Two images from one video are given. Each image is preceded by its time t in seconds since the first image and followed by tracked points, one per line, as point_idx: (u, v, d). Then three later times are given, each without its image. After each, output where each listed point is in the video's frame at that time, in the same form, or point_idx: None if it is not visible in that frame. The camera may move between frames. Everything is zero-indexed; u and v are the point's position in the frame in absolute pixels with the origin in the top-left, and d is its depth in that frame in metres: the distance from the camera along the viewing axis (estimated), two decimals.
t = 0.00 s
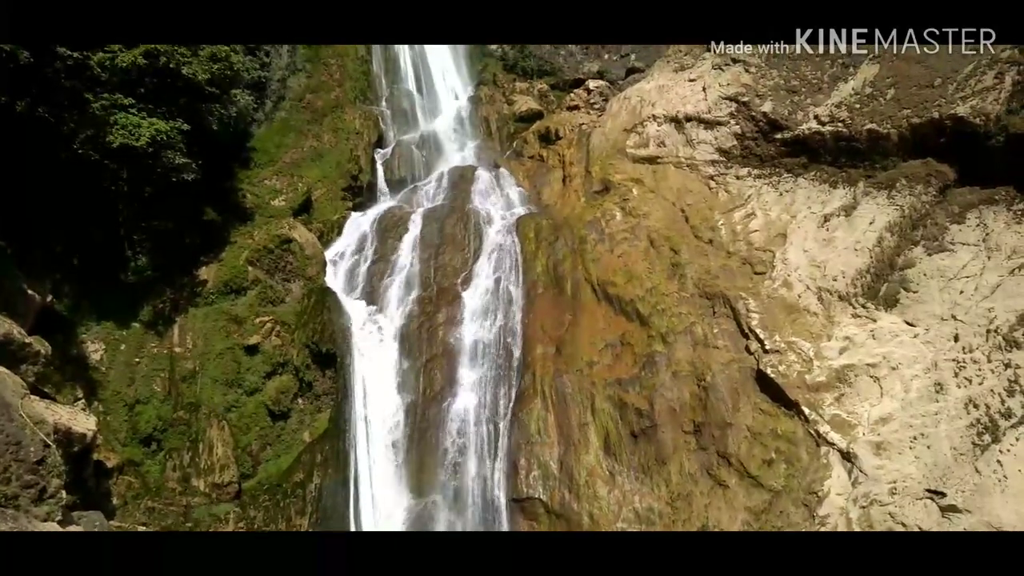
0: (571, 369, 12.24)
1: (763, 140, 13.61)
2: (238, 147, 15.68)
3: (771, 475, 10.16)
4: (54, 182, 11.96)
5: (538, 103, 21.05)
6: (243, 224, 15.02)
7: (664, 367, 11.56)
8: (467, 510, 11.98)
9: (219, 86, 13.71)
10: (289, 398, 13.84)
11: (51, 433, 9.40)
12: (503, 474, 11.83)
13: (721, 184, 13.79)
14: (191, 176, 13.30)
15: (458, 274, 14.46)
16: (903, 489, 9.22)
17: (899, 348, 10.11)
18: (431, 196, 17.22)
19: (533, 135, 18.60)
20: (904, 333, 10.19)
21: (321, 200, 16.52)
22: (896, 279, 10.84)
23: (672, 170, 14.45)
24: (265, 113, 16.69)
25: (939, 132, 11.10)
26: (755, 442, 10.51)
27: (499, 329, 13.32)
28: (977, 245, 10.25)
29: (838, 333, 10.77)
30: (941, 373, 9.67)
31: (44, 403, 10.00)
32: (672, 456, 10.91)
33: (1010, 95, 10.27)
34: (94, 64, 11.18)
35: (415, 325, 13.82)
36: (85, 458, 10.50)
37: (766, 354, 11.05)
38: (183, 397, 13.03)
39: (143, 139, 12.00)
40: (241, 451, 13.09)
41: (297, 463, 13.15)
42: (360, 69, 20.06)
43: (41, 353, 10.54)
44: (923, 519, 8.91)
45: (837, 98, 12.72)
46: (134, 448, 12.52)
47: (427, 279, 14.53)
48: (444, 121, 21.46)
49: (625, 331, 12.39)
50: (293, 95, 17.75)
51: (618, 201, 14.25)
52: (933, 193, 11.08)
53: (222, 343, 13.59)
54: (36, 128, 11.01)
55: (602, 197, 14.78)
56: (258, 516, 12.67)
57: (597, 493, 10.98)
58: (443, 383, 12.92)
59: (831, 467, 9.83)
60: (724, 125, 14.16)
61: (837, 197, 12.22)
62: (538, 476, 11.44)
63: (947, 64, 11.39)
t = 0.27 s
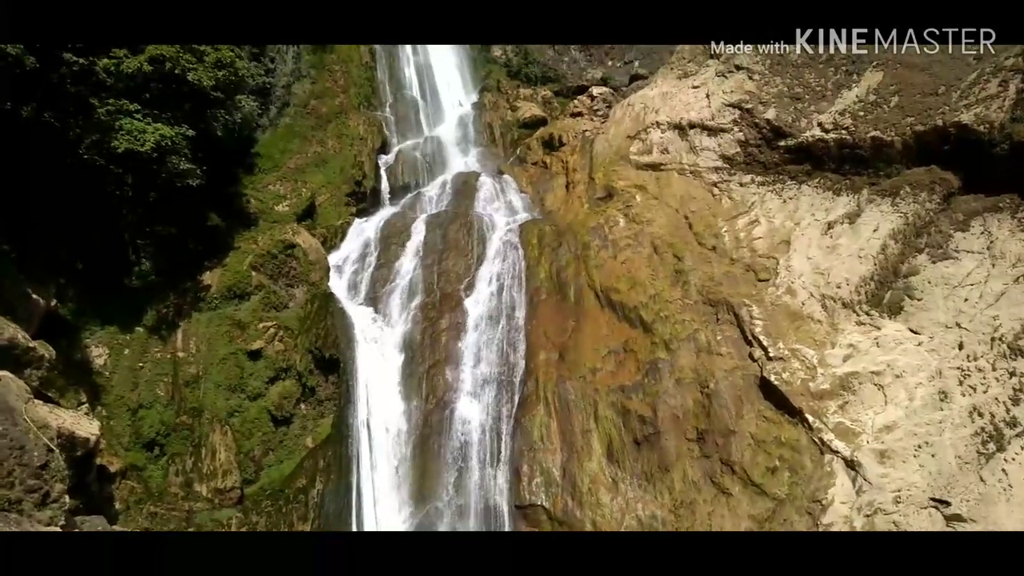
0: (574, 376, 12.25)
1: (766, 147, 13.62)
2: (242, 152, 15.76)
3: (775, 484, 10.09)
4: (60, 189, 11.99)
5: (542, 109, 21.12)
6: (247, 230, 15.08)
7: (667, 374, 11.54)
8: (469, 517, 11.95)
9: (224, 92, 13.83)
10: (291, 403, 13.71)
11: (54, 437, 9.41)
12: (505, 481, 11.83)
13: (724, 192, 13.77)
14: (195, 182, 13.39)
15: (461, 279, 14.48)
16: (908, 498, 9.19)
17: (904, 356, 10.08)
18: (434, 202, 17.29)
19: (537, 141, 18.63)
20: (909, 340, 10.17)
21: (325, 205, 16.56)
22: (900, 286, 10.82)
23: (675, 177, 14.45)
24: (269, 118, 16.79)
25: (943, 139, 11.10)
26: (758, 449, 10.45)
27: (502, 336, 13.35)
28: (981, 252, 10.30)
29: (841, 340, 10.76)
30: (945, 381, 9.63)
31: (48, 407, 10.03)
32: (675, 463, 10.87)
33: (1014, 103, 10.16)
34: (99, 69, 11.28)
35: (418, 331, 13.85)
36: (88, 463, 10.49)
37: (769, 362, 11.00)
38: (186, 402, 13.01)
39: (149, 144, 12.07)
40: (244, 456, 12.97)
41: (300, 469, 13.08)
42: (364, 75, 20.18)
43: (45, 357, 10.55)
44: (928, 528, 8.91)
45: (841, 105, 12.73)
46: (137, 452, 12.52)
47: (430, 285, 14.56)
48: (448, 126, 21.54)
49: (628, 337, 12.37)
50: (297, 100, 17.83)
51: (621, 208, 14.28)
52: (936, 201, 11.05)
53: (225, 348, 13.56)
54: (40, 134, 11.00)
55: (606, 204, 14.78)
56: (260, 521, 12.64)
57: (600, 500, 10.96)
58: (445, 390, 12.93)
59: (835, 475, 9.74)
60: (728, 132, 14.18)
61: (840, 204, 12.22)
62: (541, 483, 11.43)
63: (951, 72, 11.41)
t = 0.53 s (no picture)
0: (575, 383, 12.21)
1: (766, 152, 13.64)
2: (243, 160, 15.83)
3: (775, 490, 10.06)
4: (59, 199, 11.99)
5: (542, 116, 21.21)
6: (247, 237, 15.12)
7: (668, 381, 11.51)
8: (468, 524, 11.95)
9: (225, 99, 13.89)
10: (292, 411, 13.80)
11: (54, 445, 9.39)
12: (505, 488, 11.81)
13: (724, 198, 13.82)
14: (196, 190, 13.48)
15: (461, 286, 14.47)
16: (910, 503, 9.07)
17: (904, 361, 10.07)
18: (435, 208, 17.24)
19: (537, 148, 18.70)
20: (909, 346, 10.16)
21: (325, 213, 16.59)
22: (900, 291, 10.82)
23: (675, 183, 14.48)
24: (269, 126, 16.93)
25: (941, 145, 11.07)
26: (759, 456, 10.44)
27: (501, 342, 13.35)
28: (981, 258, 10.21)
29: (842, 346, 10.77)
30: (946, 387, 9.56)
31: (47, 416, 10.00)
32: (676, 470, 10.82)
33: (1013, 108, 10.15)
34: (101, 78, 11.33)
35: (419, 338, 13.83)
36: (89, 471, 10.45)
37: (770, 368, 11.00)
38: (186, 410, 12.98)
39: (149, 152, 12.15)
40: (243, 464, 13.04)
41: (300, 476, 13.03)
42: (364, 83, 20.19)
43: (44, 366, 10.57)
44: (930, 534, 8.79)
45: (840, 111, 12.77)
46: (137, 461, 12.31)
47: (430, 291, 14.54)
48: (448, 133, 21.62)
49: (628, 343, 12.35)
50: (297, 108, 17.92)
51: (621, 214, 14.31)
52: (936, 206, 11.09)
53: (225, 355, 13.65)
54: (41, 144, 10.85)
55: (605, 211, 14.81)
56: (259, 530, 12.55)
57: (601, 508, 10.89)
58: (446, 396, 12.91)
59: (836, 481, 9.69)
60: (727, 138, 14.20)
61: (840, 210, 12.25)
62: (541, 490, 11.41)
63: (950, 78, 11.42)
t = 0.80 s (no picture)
0: (574, 395, 12.19)
1: (764, 165, 13.71)
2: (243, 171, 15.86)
3: (775, 502, 10.00)
4: (60, 208, 11.84)
5: (541, 128, 21.32)
6: (247, 248, 15.15)
7: (667, 392, 11.49)
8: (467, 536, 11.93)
9: (225, 111, 13.94)
10: (290, 423, 13.82)
11: (51, 457, 9.36)
12: (504, 500, 11.78)
13: (723, 209, 13.86)
14: (196, 202, 13.50)
15: (460, 297, 14.48)
16: (910, 516, 9.03)
17: (903, 373, 10.07)
18: (433, 220, 17.42)
19: (536, 160, 18.78)
20: (909, 357, 10.16)
21: (325, 224, 16.62)
22: (899, 303, 10.84)
23: (674, 195, 14.53)
24: (270, 137, 16.96)
25: (939, 157, 11.14)
26: (759, 467, 10.39)
27: (500, 353, 13.32)
28: (979, 269, 10.24)
29: (841, 357, 10.77)
30: (946, 399, 9.55)
31: (45, 427, 9.97)
32: (676, 482, 10.76)
33: (1010, 121, 10.24)
34: (102, 90, 11.44)
35: (418, 349, 13.81)
36: (86, 482, 10.39)
37: (769, 379, 11.00)
38: (184, 421, 12.94)
39: (149, 163, 12.24)
40: (241, 475, 13.03)
41: (298, 488, 12.98)
42: (364, 95, 20.10)
43: (42, 377, 10.49)
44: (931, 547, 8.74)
45: (838, 124, 12.86)
46: (135, 472, 12.20)
47: (429, 302, 14.55)
48: (448, 145, 21.72)
49: (628, 355, 12.35)
50: (297, 120, 18.00)
51: (620, 225, 14.35)
52: (934, 218, 11.13)
53: (223, 367, 13.65)
54: (42, 155, 10.87)
55: (605, 222, 14.84)
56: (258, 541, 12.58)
57: (600, 520, 10.86)
58: (445, 408, 12.87)
59: (836, 493, 9.66)
60: (726, 150, 14.28)
61: (838, 221, 12.29)
62: (541, 502, 11.33)
63: (947, 91, 11.53)
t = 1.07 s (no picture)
0: (574, 405, 12.16)
1: (764, 175, 13.75)
2: (243, 180, 15.85)
3: (775, 512, 9.95)
4: (59, 216, 11.85)
5: (541, 138, 21.42)
6: (246, 257, 15.13)
7: (667, 402, 11.48)
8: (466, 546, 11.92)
9: (226, 120, 14.00)
10: (289, 432, 13.71)
11: (48, 466, 9.32)
12: (504, 510, 11.77)
13: (722, 220, 13.90)
14: (196, 210, 13.59)
15: (460, 306, 14.50)
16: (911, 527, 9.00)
17: (904, 384, 10.04)
18: (433, 228, 17.44)
19: (536, 170, 18.84)
20: (909, 368, 10.15)
21: (325, 233, 16.65)
22: (899, 314, 10.85)
23: (673, 205, 14.56)
24: (270, 146, 16.86)
25: (938, 168, 11.17)
26: (759, 478, 10.35)
27: (500, 363, 13.31)
28: (978, 280, 10.27)
29: (841, 368, 10.76)
30: (946, 410, 9.53)
31: (43, 435, 9.93)
32: (676, 492, 10.71)
33: (1008, 132, 10.31)
34: (103, 98, 11.50)
35: (417, 358, 13.78)
36: (84, 491, 10.35)
37: (769, 390, 10.97)
38: (182, 429, 12.92)
39: (149, 172, 12.32)
40: (240, 484, 12.94)
41: (296, 497, 12.97)
42: (365, 104, 20.19)
43: (41, 385, 10.47)
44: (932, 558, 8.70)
45: (837, 134, 12.90)
46: (133, 481, 12.18)
47: (428, 311, 14.55)
48: (448, 154, 21.81)
49: (628, 364, 12.33)
50: (298, 129, 17.94)
51: (620, 235, 14.38)
52: (934, 229, 11.15)
53: (222, 375, 13.60)
54: (44, 163, 10.88)
55: (604, 232, 14.87)
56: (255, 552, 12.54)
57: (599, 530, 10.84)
58: (444, 417, 12.82)
59: (837, 504, 9.63)
60: (725, 160, 14.31)
61: (838, 232, 12.31)
62: (540, 512, 11.33)
63: (946, 102, 11.61)
